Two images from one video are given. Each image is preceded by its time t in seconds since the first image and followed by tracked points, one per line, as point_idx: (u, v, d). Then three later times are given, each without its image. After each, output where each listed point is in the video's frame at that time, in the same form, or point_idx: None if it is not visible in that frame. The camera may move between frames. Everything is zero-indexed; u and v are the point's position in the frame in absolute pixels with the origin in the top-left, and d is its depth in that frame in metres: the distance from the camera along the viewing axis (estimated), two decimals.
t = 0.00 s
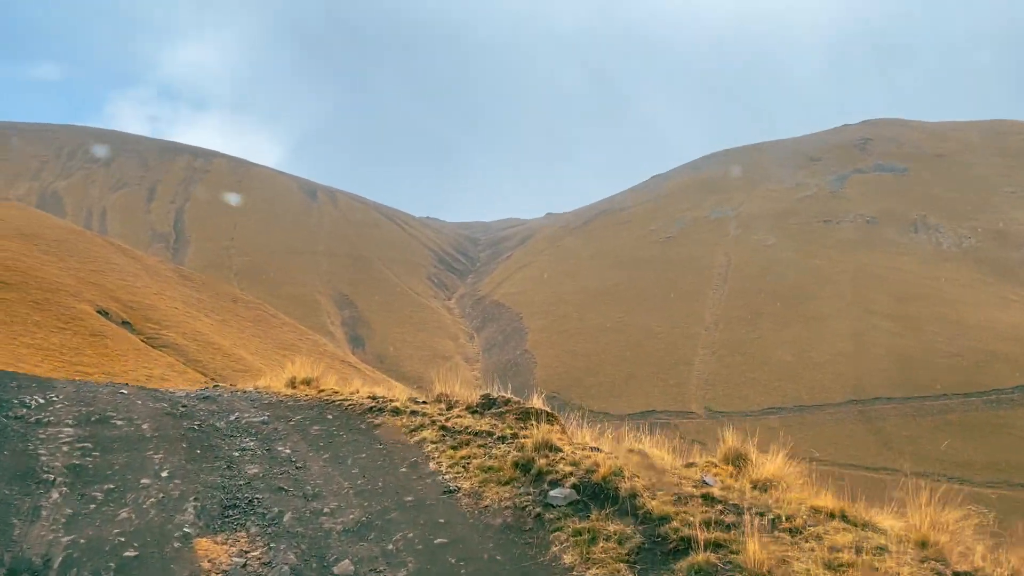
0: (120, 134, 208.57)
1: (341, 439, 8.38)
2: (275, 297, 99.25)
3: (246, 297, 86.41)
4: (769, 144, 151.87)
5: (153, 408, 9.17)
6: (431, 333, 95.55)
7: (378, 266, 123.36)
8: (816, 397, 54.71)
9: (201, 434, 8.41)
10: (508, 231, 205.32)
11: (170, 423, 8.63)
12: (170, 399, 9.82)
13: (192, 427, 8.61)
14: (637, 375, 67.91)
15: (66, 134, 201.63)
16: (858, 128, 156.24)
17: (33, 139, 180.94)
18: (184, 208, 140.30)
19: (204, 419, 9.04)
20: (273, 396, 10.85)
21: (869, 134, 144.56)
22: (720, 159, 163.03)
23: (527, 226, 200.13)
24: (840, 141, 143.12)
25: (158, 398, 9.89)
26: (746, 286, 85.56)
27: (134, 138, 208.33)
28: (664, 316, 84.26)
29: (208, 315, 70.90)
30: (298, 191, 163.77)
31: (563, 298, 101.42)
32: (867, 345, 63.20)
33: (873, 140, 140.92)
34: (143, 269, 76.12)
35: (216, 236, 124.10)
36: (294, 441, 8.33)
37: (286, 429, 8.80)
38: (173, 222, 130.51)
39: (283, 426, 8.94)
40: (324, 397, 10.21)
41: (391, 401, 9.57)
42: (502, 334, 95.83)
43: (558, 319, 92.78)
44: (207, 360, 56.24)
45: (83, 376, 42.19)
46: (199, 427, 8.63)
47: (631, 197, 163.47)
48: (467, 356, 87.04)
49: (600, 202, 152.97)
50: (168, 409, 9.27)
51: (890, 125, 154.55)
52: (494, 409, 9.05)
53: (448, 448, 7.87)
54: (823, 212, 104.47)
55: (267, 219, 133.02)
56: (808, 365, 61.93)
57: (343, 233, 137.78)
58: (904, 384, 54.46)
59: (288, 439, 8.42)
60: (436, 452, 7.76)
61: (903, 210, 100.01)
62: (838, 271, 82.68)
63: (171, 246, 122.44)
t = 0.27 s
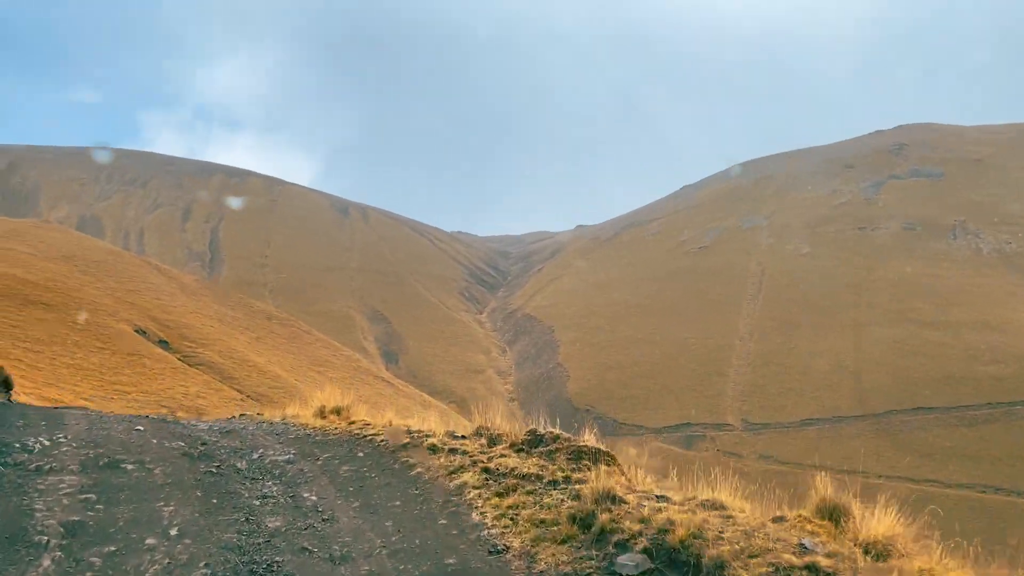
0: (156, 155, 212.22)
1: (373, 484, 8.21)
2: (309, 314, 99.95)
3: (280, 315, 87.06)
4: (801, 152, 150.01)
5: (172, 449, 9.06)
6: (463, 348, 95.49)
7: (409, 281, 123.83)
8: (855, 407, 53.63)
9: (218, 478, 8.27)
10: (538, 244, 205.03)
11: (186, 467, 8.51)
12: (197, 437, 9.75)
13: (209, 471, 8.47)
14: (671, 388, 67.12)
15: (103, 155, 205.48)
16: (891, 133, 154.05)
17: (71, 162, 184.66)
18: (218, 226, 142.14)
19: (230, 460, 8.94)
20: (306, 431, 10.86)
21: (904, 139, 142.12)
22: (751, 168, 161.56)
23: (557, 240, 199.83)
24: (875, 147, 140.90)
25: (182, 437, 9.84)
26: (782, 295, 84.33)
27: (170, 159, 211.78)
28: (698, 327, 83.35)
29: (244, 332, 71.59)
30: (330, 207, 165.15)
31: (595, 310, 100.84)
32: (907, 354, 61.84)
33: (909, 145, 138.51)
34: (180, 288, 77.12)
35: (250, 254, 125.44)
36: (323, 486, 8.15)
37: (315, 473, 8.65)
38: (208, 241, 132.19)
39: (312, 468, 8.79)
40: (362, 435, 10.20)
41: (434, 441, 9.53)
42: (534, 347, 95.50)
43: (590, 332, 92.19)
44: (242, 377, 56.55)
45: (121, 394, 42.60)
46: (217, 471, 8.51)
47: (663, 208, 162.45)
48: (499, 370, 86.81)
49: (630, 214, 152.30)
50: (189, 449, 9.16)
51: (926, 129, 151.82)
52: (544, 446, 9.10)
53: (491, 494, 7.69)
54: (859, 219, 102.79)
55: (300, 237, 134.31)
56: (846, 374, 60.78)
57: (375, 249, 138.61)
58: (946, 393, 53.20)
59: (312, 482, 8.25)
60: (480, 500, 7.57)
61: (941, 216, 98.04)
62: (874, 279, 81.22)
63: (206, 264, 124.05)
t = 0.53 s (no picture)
0: (193, 177, 215.64)
1: (410, 529, 7.99)
2: (344, 331, 100.44)
3: (315, 332, 87.51)
4: (837, 160, 147.90)
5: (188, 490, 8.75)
6: (497, 363, 95.13)
7: (443, 297, 123.90)
8: (901, 420, 52.24)
9: (236, 522, 7.94)
10: (571, 257, 204.50)
11: (203, 509, 8.21)
12: (222, 473, 9.58)
13: (228, 513, 8.18)
14: (709, 401, 66.06)
15: (142, 178, 209.22)
16: (929, 139, 151.38)
17: (111, 185, 188.27)
18: (254, 246, 143.76)
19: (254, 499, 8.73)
20: (337, 463, 10.76)
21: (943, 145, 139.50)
22: (785, 177, 159.67)
23: (589, 253, 199.07)
24: (913, 153, 138.49)
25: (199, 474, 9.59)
26: (820, 304, 82.84)
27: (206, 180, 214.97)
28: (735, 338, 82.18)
29: (280, 350, 71.96)
30: (364, 225, 166.35)
31: (629, 323, 99.96)
32: (953, 364, 60.24)
33: (948, 151, 135.90)
34: (217, 308, 77.83)
35: (285, 273, 126.59)
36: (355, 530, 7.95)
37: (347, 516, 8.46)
38: (245, 261, 133.63)
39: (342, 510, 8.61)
40: (397, 472, 10.12)
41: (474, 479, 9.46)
42: (569, 361, 94.89)
43: (626, 345, 91.35)
44: (279, 395, 56.71)
45: (159, 414, 42.87)
46: (237, 514, 8.22)
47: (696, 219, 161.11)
48: (534, 384, 86.29)
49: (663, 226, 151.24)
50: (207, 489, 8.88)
51: (965, 134, 148.93)
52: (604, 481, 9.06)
53: (547, 545, 7.36)
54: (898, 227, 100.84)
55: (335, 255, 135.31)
56: (889, 385, 59.33)
57: (409, 266, 139.15)
58: (996, 404, 51.61)
59: (340, 528, 7.95)
60: (534, 551, 7.26)
61: (983, 221, 95.81)
62: (916, 287, 79.45)
63: (243, 283, 125.39)
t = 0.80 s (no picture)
0: (230, 197, 218.74)
1: None
2: (379, 347, 100.73)
3: (351, 349, 87.79)
4: (875, 167, 145.39)
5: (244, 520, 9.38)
6: (533, 377, 94.62)
7: (477, 312, 123.77)
8: (949, 434, 50.79)
9: None
10: (605, 269, 203.55)
11: None
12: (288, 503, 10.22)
13: None
14: (749, 415, 64.90)
15: (180, 199, 212.57)
16: (970, 142, 148.17)
17: (151, 207, 191.56)
18: (291, 264, 145.12)
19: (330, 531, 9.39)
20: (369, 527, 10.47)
21: (985, 149, 136.48)
22: (821, 185, 157.41)
23: (624, 265, 197.80)
24: (953, 158, 135.67)
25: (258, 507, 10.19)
26: (861, 314, 81.20)
27: (243, 199, 217.92)
28: (774, 350, 80.82)
29: (316, 367, 72.21)
30: (398, 242, 167.23)
31: (666, 336, 98.93)
32: (1002, 375, 58.56)
33: (990, 155, 132.86)
34: (254, 326, 78.46)
35: (321, 290, 127.44)
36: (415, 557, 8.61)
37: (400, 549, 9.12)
38: (281, 279, 134.87)
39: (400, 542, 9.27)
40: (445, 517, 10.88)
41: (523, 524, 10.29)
42: (605, 375, 94.14)
43: (663, 359, 90.35)
44: (315, 412, 56.82)
45: (197, 433, 43.01)
46: None
47: (732, 229, 159.34)
48: (571, 400, 85.64)
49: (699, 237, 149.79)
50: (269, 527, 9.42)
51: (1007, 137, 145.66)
52: (663, 531, 10.11)
53: None
54: (940, 233, 98.68)
55: (370, 272, 136.05)
56: (936, 398, 57.81)
57: (443, 281, 139.37)
58: None
59: None
60: None
61: None
62: (961, 296, 77.53)
63: (279, 301, 126.54)
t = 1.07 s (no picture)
0: (267, 215, 221.59)
1: None
2: (416, 361, 100.90)
3: (388, 363, 87.89)
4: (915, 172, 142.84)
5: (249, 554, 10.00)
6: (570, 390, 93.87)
7: (514, 324, 123.50)
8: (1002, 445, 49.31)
9: None
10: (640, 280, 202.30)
11: None
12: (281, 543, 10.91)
13: None
14: (792, 427, 63.71)
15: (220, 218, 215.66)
16: (1014, 145, 144.95)
17: (191, 225, 194.55)
18: (328, 279, 146.34)
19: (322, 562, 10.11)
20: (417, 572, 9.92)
21: None
22: (861, 191, 154.76)
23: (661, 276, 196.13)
24: (996, 160, 132.76)
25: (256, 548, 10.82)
26: (906, 321, 79.42)
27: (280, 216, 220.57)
28: (817, 360, 79.37)
29: (354, 381, 72.42)
30: (433, 256, 167.95)
31: (705, 347, 97.58)
32: None
33: None
34: (293, 341, 79.04)
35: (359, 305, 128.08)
36: None
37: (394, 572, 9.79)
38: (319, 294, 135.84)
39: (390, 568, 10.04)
40: (438, 537, 11.56)
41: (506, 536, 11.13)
42: (644, 386, 93.24)
43: (702, 370, 89.23)
44: (354, 426, 56.79)
45: (237, 449, 43.10)
46: None
47: (769, 237, 157.48)
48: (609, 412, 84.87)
49: (737, 246, 147.97)
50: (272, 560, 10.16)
51: None
52: None
53: None
54: (986, 238, 96.43)
55: (406, 287, 136.68)
56: (987, 408, 56.26)
57: (479, 294, 139.45)
58: None
59: None
60: None
61: None
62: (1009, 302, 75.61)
63: (317, 316, 127.49)
